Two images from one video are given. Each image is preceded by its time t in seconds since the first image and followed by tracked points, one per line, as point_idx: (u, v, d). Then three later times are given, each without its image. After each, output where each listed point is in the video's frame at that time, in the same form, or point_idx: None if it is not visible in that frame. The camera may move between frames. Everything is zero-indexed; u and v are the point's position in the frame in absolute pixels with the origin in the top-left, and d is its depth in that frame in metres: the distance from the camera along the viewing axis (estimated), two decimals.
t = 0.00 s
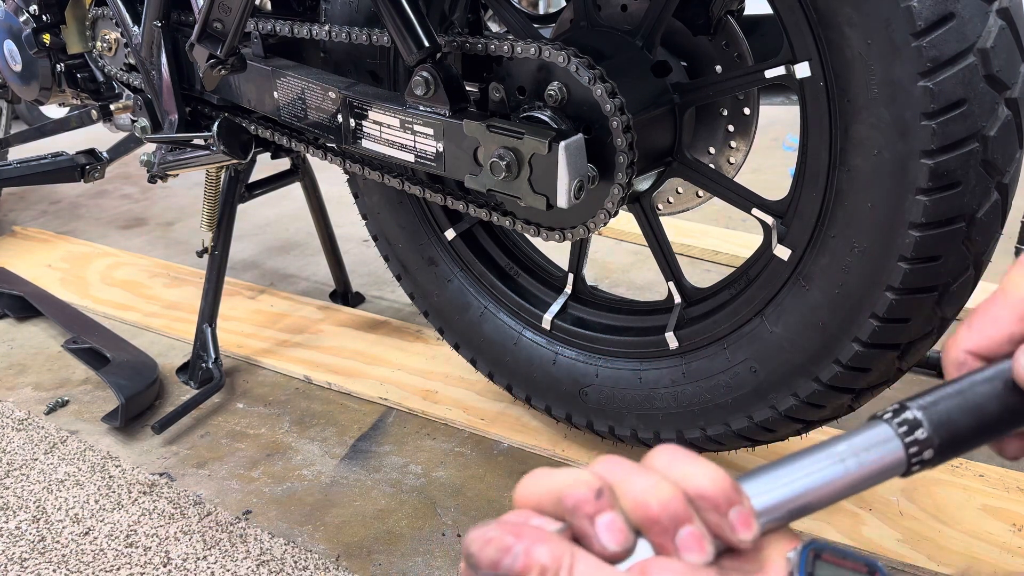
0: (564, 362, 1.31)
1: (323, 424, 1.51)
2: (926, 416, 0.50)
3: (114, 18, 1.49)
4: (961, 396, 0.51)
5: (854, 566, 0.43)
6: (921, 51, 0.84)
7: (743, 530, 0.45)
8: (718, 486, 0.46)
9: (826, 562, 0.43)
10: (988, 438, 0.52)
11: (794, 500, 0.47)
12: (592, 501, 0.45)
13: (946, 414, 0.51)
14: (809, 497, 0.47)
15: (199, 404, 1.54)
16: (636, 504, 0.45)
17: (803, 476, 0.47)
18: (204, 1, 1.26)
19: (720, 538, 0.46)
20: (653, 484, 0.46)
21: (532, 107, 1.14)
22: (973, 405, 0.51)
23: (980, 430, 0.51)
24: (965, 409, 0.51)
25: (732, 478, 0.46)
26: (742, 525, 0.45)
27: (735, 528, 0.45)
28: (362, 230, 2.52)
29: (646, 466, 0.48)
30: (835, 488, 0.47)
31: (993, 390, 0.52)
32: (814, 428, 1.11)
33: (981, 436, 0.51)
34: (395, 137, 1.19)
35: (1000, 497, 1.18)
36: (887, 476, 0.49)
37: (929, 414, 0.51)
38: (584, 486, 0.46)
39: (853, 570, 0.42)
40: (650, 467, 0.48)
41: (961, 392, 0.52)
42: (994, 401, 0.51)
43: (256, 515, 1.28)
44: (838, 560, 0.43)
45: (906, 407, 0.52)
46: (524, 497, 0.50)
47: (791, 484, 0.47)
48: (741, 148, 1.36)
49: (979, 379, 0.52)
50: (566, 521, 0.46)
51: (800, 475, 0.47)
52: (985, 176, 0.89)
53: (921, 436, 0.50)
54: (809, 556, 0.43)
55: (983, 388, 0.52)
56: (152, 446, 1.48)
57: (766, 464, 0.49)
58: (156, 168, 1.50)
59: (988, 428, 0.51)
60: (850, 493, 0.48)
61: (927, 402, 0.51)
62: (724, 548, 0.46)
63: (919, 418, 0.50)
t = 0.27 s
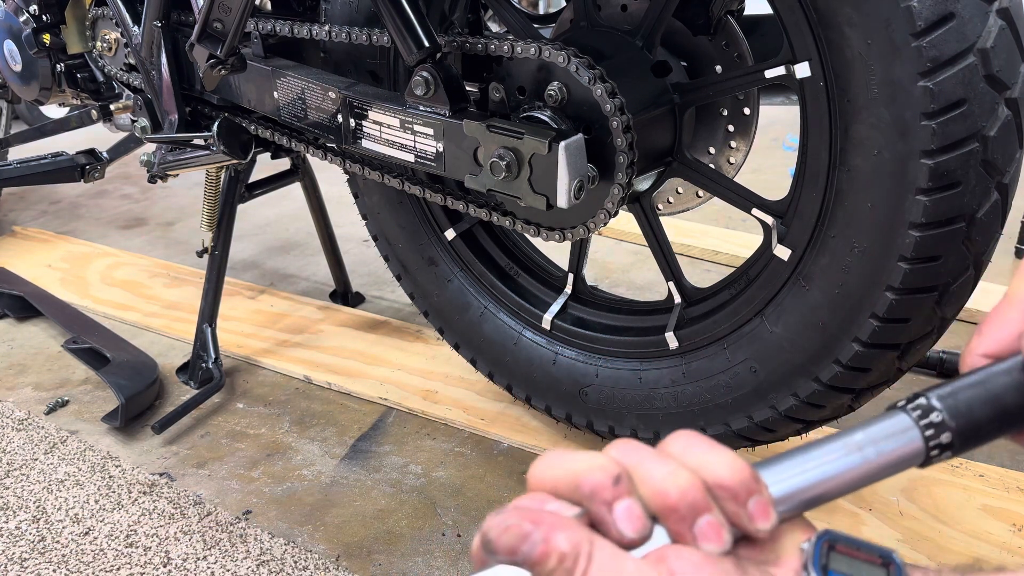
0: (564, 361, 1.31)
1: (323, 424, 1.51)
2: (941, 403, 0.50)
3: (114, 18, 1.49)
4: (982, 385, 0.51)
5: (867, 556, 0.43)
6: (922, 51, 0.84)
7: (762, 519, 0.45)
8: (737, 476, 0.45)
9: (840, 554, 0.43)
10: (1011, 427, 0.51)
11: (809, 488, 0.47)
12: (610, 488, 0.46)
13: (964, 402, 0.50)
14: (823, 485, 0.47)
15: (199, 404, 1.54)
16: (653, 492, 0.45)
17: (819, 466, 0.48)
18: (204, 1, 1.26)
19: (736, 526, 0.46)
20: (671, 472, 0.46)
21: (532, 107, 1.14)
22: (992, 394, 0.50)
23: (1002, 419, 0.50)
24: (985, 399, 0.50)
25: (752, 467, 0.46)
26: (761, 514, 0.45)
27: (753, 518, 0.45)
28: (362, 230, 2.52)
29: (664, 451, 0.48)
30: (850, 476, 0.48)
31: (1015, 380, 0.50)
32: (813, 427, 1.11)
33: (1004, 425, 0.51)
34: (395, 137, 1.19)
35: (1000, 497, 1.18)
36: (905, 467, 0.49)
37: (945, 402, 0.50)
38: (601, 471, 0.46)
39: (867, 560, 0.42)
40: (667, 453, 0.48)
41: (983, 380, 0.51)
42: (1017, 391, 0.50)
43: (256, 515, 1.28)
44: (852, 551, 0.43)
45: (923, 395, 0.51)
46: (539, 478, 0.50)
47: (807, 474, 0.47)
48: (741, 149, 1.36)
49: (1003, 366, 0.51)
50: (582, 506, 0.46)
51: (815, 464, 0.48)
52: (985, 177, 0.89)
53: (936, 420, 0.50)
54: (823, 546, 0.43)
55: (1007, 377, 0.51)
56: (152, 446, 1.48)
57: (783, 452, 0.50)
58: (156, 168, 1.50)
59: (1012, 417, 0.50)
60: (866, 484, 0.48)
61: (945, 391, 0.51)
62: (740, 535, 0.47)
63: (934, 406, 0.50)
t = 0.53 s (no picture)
0: (564, 361, 1.31)
1: (323, 424, 1.51)
2: (944, 396, 0.51)
3: (114, 18, 1.49)
4: (984, 380, 0.52)
5: (867, 549, 0.42)
6: (921, 51, 0.84)
7: (765, 512, 0.45)
8: (739, 468, 0.45)
9: (839, 546, 0.43)
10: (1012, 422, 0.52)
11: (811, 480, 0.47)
12: (612, 478, 0.46)
13: (966, 396, 0.51)
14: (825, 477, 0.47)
15: (199, 404, 1.54)
16: (655, 483, 0.45)
17: (821, 458, 0.47)
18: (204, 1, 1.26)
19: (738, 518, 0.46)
20: (673, 463, 0.46)
21: (532, 107, 1.14)
22: (994, 389, 0.51)
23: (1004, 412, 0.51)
24: (986, 393, 0.51)
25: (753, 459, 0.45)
26: (763, 506, 0.45)
27: (754, 510, 0.45)
28: (362, 230, 2.52)
29: (666, 441, 0.48)
30: (852, 469, 0.48)
31: (1015, 375, 0.52)
32: (814, 427, 1.11)
33: (1006, 419, 0.51)
34: (395, 137, 1.19)
35: (1000, 497, 1.18)
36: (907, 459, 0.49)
37: (948, 395, 0.51)
38: (603, 461, 0.46)
39: (866, 553, 0.42)
40: (669, 444, 0.48)
41: (984, 375, 0.52)
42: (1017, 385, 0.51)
43: (256, 515, 1.28)
44: (851, 544, 0.43)
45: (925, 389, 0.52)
46: (541, 465, 0.50)
47: (809, 465, 0.47)
48: (741, 148, 1.36)
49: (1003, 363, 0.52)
50: (584, 495, 0.46)
51: (817, 456, 0.47)
52: (985, 177, 0.89)
53: (936, 411, 0.50)
54: (823, 539, 0.43)
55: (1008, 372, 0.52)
56: (152, 446, 1.48)
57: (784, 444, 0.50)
58: (156, 168, 1.50)
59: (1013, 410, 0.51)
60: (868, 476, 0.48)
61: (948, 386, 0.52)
62: (742, 525, 0.46)
63: (937, 400, 0.51)
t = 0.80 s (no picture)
0: (564, 361, 1.31)
1: (323, 424, 1.51)
2: (943, 405, 0.50)
3: (114, 18, 1.49)
4: (983, 386, 0.51)
5: (866, 558, 0.42)
6: (921, 51, 0.84)
7: (764, 522, 0.45)
8: (738, 479, 0.45)
9: (839, 554, 0.43)
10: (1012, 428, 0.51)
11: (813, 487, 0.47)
12: (613, 490, 0.45)
13: (964, 404, 0.50)
14: (827, 484, 0.48)
15: (199, 404, 1.54)
16: (655, 495, 0.45)
17: (818, 468, 0.48)
18: (204, 1, 1.26)
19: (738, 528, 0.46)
20: (673, 475, 0.46)
21: (532, 107, 1.14)
22: (993, 395, 0.51)
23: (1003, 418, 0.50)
24: (985, 400, 0.51)
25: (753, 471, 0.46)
26: (763, 517, 0.45)
27: (755, 521, 0.45)
28: (362, 230, 2.52)
29: (665, 454, 0.48)
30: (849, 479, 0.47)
31: (1015, 380, 0.51)
32: (814, 427, 1.11)
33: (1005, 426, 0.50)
34: (395, 137, 1.19)
35: (1000, 496, 1.18)
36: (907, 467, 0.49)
37: (947, 404, 0.50)
38: (605, 473, 0.46)
39: (865, 561, 0.42)
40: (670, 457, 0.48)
41: (984, 382, 0.51)
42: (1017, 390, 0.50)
43: (256, 515, 1.28)
44: (851, 552, 0.43)
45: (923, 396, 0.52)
46: (541, 478, 0.49)
47: (807, 476, 0.47)
48: (741, 148, 1.36)
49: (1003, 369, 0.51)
50: (585, 507, 0.46)
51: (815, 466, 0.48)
52: (985, 177, 0.89)
53: (936, 420, 0.50)
54: (823, 547, 0.43)
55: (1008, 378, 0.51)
56: (152, 446, 1.48)
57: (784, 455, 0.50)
58: (156, 168, 1.50)
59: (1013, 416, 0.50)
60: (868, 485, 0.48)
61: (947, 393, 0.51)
62: (741, 535, 0.47)
63: (935, 408, 0.50)
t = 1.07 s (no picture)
0: (564, 361, 1.31)
1: (323, 424, 1.51)
2: (946, 426, 0.46)
3: (114, 18, 1.49)
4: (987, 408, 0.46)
5: None
6: (921, 51, 0.84)
7: (777, 536, 0.43)
8: (747, 492, 0.44)
9: (852, 571, 0.40)
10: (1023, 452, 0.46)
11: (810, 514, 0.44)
12: (625, 502, 0.45)
13: (969, 425, 0.46)
14: (827, 510, 0.44)
15: (199, 404, 1.54)
16: (667, 508, 0.44)
17: (823, 487, 0.44)
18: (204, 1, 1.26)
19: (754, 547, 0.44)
20: (682, 489, 0.45)
21: (532, 107, 1.14)
22: (995, 418, 0.46)
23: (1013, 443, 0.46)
24: (988, 422, 0.46)
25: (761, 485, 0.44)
26: (774, 529, 0.43)
27: (766, 533, 0.43)
28: (362, 230, 2.52)
29: (677, 474, 0.47)
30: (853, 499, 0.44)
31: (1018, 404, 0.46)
32: (814, 427, 1.11)
33: (1012, 450, 0.46)
34: (395, 137, 1.19)
35: (1000, 496, 1.18)
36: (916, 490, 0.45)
37: (950, 425, 0.46)
38: (618, 488, 0.46)
39: None
40: (681, 476, 0.47)
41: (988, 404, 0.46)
42: None
43: (256, 515, 1.28)
44: (865, 569, 0.40)
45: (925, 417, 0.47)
46: (560, 501, 0.49)
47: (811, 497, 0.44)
48: (741, 148, 1.36)
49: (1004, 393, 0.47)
50: (601, 524, 0.46)
51: (820, 487, 0.44)
52: (985, 177, 0.89)
53: (939, 441, 0.45)
54: (835, 564, 0.40)
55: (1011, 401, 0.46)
56: (152, 446, 1.48)
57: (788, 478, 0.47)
58: (156, 168, 1.50)
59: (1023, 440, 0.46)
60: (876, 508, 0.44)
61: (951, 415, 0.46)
62: (756, 554, 0.45)
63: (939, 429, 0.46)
